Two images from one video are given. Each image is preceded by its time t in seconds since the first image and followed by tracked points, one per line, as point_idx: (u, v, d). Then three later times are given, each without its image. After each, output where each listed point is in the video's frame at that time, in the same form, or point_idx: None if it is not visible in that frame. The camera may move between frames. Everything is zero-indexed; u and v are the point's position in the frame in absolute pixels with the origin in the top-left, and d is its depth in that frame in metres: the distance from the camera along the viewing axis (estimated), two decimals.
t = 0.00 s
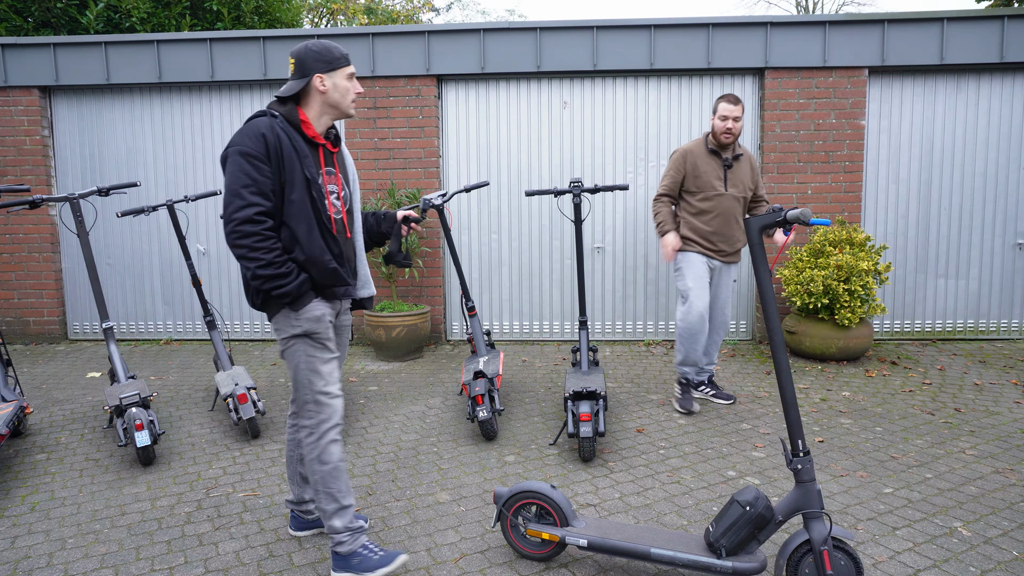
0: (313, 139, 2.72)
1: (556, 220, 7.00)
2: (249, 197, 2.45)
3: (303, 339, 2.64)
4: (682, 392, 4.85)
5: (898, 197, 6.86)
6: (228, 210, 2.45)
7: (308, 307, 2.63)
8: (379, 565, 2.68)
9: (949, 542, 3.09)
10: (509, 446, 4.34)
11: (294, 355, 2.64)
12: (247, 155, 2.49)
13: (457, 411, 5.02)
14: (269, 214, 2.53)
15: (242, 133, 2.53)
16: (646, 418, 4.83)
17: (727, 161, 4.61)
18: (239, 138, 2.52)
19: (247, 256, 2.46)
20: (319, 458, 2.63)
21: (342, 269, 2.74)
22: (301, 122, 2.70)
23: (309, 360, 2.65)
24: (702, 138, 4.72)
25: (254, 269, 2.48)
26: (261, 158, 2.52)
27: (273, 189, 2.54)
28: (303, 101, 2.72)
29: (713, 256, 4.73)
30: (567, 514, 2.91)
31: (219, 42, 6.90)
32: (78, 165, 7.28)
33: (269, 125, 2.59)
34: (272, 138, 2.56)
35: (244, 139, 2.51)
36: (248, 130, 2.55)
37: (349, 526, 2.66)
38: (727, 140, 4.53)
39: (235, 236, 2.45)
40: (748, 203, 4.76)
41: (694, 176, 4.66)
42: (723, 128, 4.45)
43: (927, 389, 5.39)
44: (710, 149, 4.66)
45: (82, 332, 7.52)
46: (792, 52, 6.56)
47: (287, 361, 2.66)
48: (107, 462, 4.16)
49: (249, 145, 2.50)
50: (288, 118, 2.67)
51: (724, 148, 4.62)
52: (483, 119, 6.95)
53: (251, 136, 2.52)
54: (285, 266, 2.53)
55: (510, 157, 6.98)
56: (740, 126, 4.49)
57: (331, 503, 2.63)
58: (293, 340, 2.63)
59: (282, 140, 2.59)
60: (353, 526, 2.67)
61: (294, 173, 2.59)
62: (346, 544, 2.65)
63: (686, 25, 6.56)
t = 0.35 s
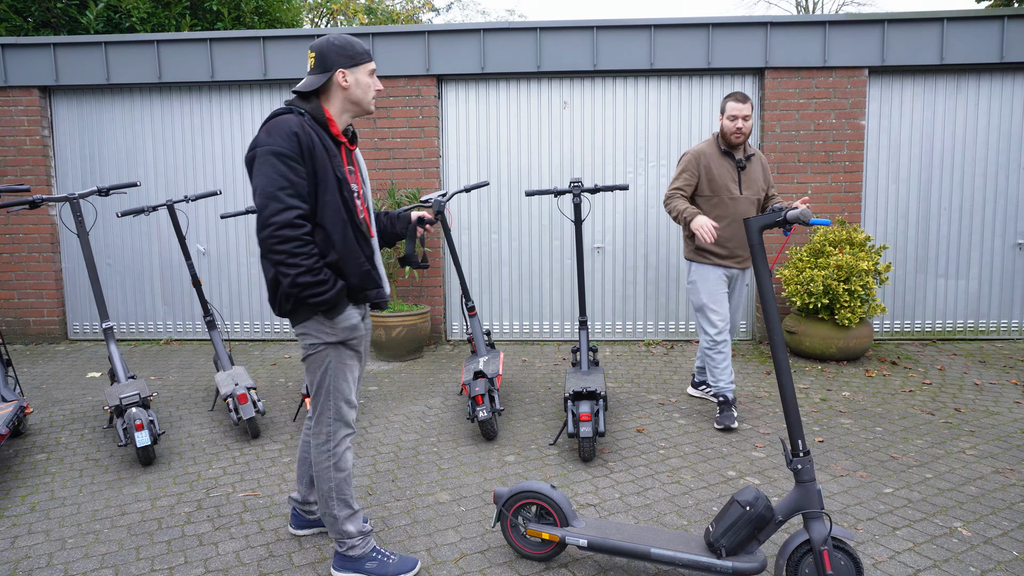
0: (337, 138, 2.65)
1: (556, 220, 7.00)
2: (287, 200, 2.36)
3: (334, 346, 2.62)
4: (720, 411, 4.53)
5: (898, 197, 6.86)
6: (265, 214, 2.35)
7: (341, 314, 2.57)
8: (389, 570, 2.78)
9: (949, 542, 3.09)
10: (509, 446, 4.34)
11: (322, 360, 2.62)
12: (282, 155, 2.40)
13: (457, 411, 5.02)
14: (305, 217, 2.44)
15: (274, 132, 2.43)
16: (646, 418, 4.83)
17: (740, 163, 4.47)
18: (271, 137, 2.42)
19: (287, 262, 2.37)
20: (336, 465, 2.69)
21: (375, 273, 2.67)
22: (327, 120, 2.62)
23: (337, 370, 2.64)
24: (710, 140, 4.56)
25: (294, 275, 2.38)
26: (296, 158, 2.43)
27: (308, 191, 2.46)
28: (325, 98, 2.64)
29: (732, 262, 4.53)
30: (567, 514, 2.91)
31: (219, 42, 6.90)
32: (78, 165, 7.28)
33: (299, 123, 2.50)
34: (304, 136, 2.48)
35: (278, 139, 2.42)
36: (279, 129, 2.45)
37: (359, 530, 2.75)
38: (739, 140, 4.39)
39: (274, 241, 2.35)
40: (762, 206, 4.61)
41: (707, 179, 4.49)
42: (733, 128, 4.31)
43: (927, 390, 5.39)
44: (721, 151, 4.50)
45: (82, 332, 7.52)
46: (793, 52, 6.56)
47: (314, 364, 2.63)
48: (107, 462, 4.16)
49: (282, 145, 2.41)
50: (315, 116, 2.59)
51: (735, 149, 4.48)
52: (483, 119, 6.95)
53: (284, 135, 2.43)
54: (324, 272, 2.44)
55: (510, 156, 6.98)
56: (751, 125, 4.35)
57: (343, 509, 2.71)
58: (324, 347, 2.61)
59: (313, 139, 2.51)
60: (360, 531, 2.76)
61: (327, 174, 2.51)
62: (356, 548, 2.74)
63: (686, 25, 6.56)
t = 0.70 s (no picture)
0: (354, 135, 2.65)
1: (556, 220, 7.00)
2: (308, 203, 2.35)
3: (352, 356, 2.58)
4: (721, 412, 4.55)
5: (898, 196, 6.86)
6: (285, 217, 2.34)
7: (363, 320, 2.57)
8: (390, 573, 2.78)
9: (950, 542, 3.09)
10: (509, 446, 4.34)
11: (339, 369, 2.58)
12: (301, 155, 2.38)
13: (457, 411, 5.02)
14: (326, 220, 2.43)
15: (291, 132, 2.42)
16: (646, 418, 4.83)
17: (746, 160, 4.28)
18: (290, 137, 2.41)
19: (309, 267, 2.36)
20: (348, 473, 2.67)
21: (395, 276, 2.67)
22: (344, 117, 2.61)
23: (354, 378, 2.60)
24: (712, 138, 4.39)
25: (316, 280, 2.38)
26: (316, 159, 2.42)
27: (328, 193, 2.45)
28: (340, 94, 2.63)
29: (741, 265, 4.34)
30: (568, 514, 2.91)
31: (219, 43, 6.90)
32: (78, 165, 7.28)
33: (317, 122, 2.49)
34: (322, 136, 2.47)
35: (296, 138, 2.40)
36: (298, 128, 2.43)
37: (363, 535, 2.75)
38: (742, 137, 4.21)
39: (295, 245, 2.35)
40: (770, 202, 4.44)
41: (712, 180, 4.30)
42: (735, 127, 4.14)
43: (927, 389, 5.39)
44: (724, 149, 4.32)
45: (82, 332, 7.52)
46: (793, 52, 6.56)
47: (332, 372, 2.59)
48: (107, 462, 4.16)
49: (301, 145, 2.40)
50: (332, 113, 2.58)
51: (740, 146, 4.30)
52: (483, 119, 6.95)
53: (303, 135, 2.41)
54: (346, 276, 2.44)
55: (510, 156, 6.97)
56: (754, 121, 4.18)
57: (351, 515, 2.70)
58: (338, 355, 2.57)
59: (331, 138, 2.50)
60: (365, 535, 2.75)
61: (346, 174, 2.51)
62: (358, 551, 2.74)
63: (686, 24, 6.56)
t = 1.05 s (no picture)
0: (361, 134, 2.65)
1: (556, 220, 7.00)
2: (312, 206, 2.35)
3: (362, 359, 2.60)
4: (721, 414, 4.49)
5: (898, 197, 6.87)
6: (289, 220, 2.34)
7: (372, 323, 2.56)
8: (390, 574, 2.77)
9: (950, 542, 3.09)
10: (509, 446, 4.34)
11: (348, 371, 2.60)
12: (305, 157, 2.38)
13: (457, 411, 5.02)
14: (331, 223, 2.43)
15: (296, 133, 2.41)
16: (646, 417, 4.83)
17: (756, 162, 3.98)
18: (294, 139, 2.40)
19: (315, 271, 2.36)
20: (353, 475, 2.67)
21: (405, 278, 2.67)
22: (350, 116, 2.61)
23: (363, 382, 2.62)
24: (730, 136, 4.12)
25: (322, 285, 2.38)
26: (320, 160, 2.41)
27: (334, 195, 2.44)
28: (347, 92, 2.63)
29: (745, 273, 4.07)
30: (568, 514, 2.91)
31: (219, 42, 6.90)
32: (78, 165, 7.28)
33: (322, 122, 2.48)
34: (328, 136, 2.46)
35: (300, 140, 2.40)
36: (302, 129, 2.43)
37: (365, 536, 2.74)
38: (756, 138, 3.92)
39: (300, 249, 2.35)
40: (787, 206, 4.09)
41: (718, 181, 4.07)
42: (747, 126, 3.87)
43: (927, 390, 5.39)
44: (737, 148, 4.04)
45: (82, 332, 7.52)
46: (792, 52, 6.56)
47: (342, 374, 2.61)
48: (107, 462, 4.16)
49: (305, 146, 2.40)
50: (338, 112, 2.58)
51: (753, 147, 4.00)
52: (483, 119, 6.95)
53: (307, 136, 2.41)
54: (353, 279, 2.44)
55: (510, 156, 6.97)
56: (770, 121, 3.87)
57: (354, 516, 2.69)
58: (348, 357, 2.58)
59: (337, 138, 2.49)
60: (366, 536, 2.75)
61: (352, 175, 2.50)
62: (359, 551, 2.74)
63: (686, 25, 6.56)
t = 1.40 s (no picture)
0: (364, 135, 2.64)
1: (556, 220, 7.00)
2: (316, 207, 2.35)
3: (374, 359, 2.60)
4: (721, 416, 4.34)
5: (898, 197, 6.87)
6: (293, 222, 2.34)
7: (380, 324, 2.56)
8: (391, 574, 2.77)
9: (950, 542, 3.09)
10: (509, 446, 4.34)
11: (360, 371, 2.61)
12: (307, 158, 2.38)
13: (457, 411, 5.02)
14: (335, 223, 2.42)
15: (298, 135, 2.42)
16: (646, 417, 4.83)
17: (782, 159, 3.72)
18: (295, 140, 2.41)
19: (320, 273, 2.36)
20: (364, 474, 2.67)
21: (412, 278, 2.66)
22: (352, 116, 2.60)
23: (375, 382, 2.63)
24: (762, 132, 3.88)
25: (328, 286, 2.37)
26: (321, 161, 2.41)
27: (336, 195, 2.44)
28: (349, 92, 2.63)
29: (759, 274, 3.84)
30: (568, 514, 2.91)
31: (220, 42, 6.90)
32: (78, 165, 7.28)
33: (322, 123, 2.48)
34: (329, 137, 2.46)
35: (302, 142, 2.40)
36: (303, 130, 2.43)
37: (369, 536, 2.75)
38: (785, 135, 3.67)
39: (305, 250, 2.35)
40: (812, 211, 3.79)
41: (740, 175, 3.86)
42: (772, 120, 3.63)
43: (927, 390, 5.39)
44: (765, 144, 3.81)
45: (82, 332, 7.52)
46: (792, 52, 6.57)
47: (354, 374, 2.62)
48: (107, 462, 4.16)
49: (307, 148, 2.40)
50: (339, 113, 2.58)
51: (783, 144, 3.73)
52: (483, 119, 6.95)
53: (308, 138, 2.41)
54: (359, 280, 2.44)
55: (510, 156, 6.97)
56: (802, 119, 3.61)
57: (361, 515, 2.70)
58: (359, 358, 2.59)
59: (338, 139, 2.49)
60: (370, 536, 2.76)
61: (355, 176, 2.50)
62: (362, 550, 2.74)
63: (686, 25, 6.56)
